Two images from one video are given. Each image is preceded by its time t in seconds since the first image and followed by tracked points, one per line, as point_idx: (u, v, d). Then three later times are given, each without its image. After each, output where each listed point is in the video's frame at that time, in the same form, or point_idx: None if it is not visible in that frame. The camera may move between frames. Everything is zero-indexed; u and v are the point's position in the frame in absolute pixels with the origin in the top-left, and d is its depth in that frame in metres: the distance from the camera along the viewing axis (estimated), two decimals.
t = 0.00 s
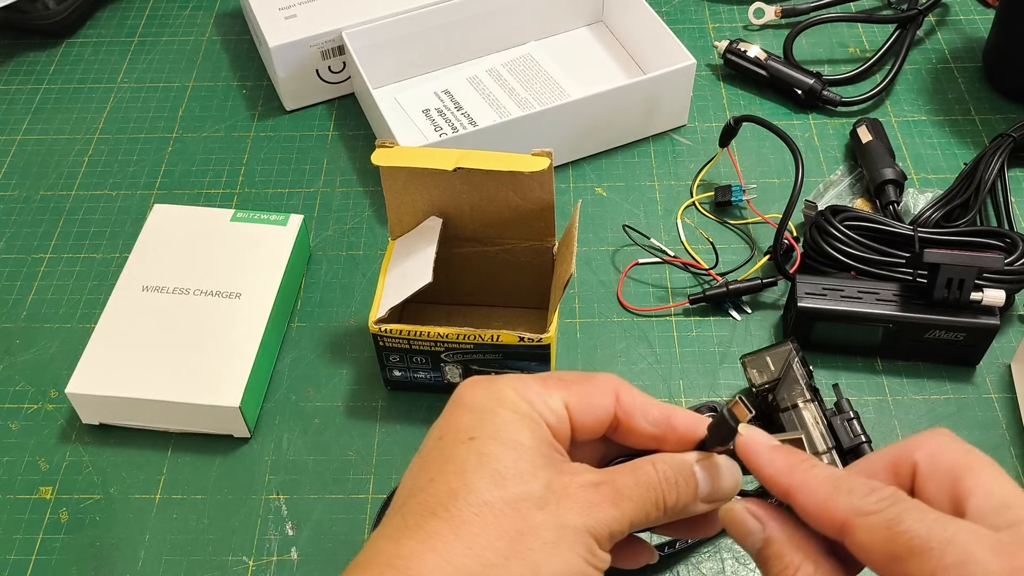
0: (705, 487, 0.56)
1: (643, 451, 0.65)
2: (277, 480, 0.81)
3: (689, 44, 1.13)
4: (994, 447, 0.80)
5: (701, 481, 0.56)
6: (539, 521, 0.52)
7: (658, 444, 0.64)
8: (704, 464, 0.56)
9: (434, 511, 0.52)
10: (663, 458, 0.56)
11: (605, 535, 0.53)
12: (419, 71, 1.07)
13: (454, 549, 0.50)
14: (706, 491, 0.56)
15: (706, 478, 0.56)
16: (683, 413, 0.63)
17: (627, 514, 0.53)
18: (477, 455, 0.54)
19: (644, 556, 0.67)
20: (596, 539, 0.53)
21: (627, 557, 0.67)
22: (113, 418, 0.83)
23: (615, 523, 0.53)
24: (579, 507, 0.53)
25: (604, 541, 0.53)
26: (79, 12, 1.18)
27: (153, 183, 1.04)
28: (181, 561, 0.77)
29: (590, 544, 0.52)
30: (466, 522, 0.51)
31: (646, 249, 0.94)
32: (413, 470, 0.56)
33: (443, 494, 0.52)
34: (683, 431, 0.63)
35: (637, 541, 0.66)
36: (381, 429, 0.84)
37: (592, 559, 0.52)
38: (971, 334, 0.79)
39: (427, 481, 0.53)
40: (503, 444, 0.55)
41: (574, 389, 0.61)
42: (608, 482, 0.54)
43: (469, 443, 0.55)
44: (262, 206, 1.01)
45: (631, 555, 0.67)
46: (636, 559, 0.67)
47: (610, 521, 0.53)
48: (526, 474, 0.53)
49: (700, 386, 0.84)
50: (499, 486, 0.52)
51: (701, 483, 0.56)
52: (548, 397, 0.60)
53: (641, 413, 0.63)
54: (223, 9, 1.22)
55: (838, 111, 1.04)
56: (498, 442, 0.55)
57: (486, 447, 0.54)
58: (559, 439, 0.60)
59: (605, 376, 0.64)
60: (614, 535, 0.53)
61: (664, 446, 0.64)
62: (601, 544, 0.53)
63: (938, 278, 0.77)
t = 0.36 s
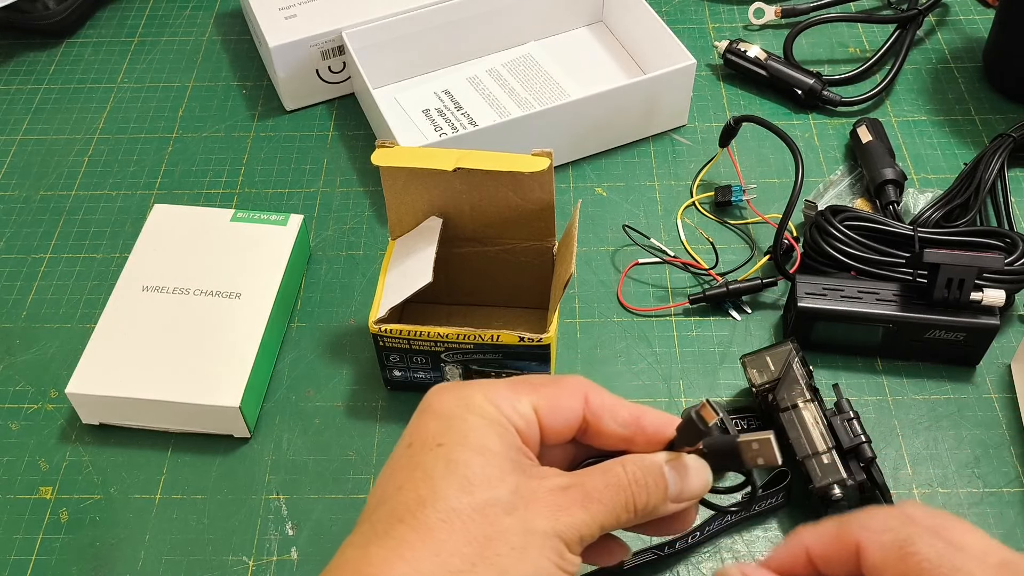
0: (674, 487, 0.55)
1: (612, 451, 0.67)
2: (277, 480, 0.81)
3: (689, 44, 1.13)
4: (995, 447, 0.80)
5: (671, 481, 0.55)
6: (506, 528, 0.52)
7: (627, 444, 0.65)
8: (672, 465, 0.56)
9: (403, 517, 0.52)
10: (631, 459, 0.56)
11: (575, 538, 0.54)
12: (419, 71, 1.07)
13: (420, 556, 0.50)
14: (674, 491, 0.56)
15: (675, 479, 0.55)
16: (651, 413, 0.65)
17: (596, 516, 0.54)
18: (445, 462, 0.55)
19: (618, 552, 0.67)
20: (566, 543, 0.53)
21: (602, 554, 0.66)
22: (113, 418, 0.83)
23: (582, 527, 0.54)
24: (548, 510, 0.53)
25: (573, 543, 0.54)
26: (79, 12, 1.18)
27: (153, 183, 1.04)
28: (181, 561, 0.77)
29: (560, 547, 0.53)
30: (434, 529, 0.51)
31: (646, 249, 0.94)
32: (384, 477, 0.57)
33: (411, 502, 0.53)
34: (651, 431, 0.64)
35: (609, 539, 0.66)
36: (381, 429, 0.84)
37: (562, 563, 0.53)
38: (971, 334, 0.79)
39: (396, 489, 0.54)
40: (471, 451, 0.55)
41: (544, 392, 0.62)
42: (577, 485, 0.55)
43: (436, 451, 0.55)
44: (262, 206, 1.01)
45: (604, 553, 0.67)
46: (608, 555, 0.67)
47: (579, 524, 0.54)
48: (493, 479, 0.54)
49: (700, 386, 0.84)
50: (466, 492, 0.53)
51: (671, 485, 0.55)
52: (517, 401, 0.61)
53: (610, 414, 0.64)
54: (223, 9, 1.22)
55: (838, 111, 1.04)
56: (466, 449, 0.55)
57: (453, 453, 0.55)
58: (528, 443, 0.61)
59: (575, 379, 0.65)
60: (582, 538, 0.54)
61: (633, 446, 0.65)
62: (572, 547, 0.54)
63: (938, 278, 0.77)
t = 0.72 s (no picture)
0: (570, 417, 0.58)
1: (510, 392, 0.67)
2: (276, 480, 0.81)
3: (689, 44, 1.13)
4: (995, 447, 0.80)
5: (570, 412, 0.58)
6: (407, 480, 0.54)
7: (520, 379, 0.65)
8: (567, 396, 0.59)
9: (304, 479, 0.53)
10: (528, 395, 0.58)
11: (475, 478, 0.55)
12: (419, 71, 1.07)
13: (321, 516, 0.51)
14: (570, 421, 0.58)
15: (570, 408, 0.58)
16: (538, 345, 0.65)
17: (494, 455, 0.56)
18: (338, 421, 0.55)
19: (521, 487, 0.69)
20: (466, 483, 0.55)
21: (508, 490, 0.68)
22: (113, 418, 0.83)
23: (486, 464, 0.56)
24: (444, 454, 0.55)
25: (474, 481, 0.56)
26: (79, 12, 1.18)
27: (153, 183, 1.04)
28: (181, 561, 0.77)
29: (460, 487, 0.55)
30: (331, 488, 0.52)
31: (647, 249, 0.94)
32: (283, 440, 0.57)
33: (309, 465, 0.53)
34: (541, 362, 0.64)
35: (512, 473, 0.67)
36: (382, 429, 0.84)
37: (464, 501, 0.55)
38: (971, 334, 0.79)
39: (294, 453, 0.55)
40: (362, 407, 0.56)
41: (429, 341, 0.62)
42: (473, 429, 0.56)
43: (329, 411, 0.55)
44: (262, 206, 1.01)
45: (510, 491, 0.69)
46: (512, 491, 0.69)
47: (476, 465, 0.55)
48: (388, 431, 0.55)
49: (700, 386, 0.84)
50: (362, 448, 0.54)
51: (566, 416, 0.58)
52: (404, 352, 0.60)
53: (497, 351, 0.64)
54: (223, 9, 1.22)
55: (838, 111, 1.04)
56: (358, 407, 0.56)
57: (346, 412, 0.55)
58: (421, 392, 0.61)
59: (462, 324, 0.65)
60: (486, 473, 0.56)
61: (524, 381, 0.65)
62: (473, 486, 0.56)
63: (938, 278, 0.77)
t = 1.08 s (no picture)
0: (509, 280, 0.60)
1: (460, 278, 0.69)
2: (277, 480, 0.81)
3: (689, 44, 1.13)
4: (995, 447, 0.80)
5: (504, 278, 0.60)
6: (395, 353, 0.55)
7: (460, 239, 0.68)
8: (502, 263, 0.60)
9: (295, 355, 0.53)
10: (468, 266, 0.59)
11: (448, 349, 0.58)
12: (419, 71, 1.07)
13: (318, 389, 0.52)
14: (510, 286, 0.60)
15: (506, 274, 0.60)
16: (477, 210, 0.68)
17: (458, 325, 0.57)
18: (323, 296, 0.55)
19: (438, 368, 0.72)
20: (442, 355, 0.57)
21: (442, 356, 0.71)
22: (114, 418, 0.83)
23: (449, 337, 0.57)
24: (422, 330, 0.56)
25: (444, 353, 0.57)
26: (78, 12, 1.18)
27: (153, 183, 1.04)
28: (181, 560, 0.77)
29: (438, 361, 0.57)
30: (328, 362, 0.53)
31: (647, 249, 0.94)
32: (255, 323, 0.56)
33: (299, 343, 0.53)
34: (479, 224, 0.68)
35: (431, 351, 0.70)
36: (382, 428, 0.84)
37: (442, 373, 0.57)
38: (971, 334, 0.79)
39: (280, 331, 0.54)
40: (345, 282, 0.56)
41: (384, 208, 0.63)
42: (437, 302, 0.57)
43: (315, 287, 0.56)
44: (261, 206, 1.01)
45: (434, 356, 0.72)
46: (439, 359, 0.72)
47: (449, 337, 0.57)
48: (374, 307, 0.56)
49: (700, 386, 0.85)
50: (353, 322, 0.54)
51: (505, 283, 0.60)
52: (367, 222, 0.62)
53: (444, 216, 0.66)
54: (223, 9, 1.22)
55: (838, 111, 1.04)
56: (341, 281, 0.56)
57: (331, 288, 0.56)
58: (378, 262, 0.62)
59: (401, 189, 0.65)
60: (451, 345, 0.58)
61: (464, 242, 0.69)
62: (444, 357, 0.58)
63: (938, 278, 0.77)
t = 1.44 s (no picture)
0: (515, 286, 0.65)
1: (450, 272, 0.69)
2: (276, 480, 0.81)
3: (689, 44, 1.13)
4: (995, 447, 0.80)
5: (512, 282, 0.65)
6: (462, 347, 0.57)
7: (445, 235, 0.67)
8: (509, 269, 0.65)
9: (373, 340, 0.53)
10: (481, 268, 0.63)
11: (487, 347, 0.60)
12: (419, 71, 1.07)
13: (401, 376, 0.53)
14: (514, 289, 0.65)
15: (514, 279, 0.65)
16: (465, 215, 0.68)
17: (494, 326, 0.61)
18: (396, 282, 0.56)
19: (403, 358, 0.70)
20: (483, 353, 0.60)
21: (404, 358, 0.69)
22: (114, 418, 0.83)
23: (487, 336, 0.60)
24: (474, 326, 0.59)
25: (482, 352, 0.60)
26: (79, 12, 1.18)
27: (153, 183, 1.04)
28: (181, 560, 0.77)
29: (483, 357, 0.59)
30: (403, 348, 0.54)
31: (646, 249, 0.94)
32: (320, 296, 0.55)
33: (381, 325, 0.54)
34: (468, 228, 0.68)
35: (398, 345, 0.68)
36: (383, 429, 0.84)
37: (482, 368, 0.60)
38: (971, 334, 0.79)
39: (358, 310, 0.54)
40: (411, 269, 0.57)
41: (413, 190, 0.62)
42: (478, 303, 0.60)
43: (390, 271, 0.56)
44: (261, 206, 1.01)
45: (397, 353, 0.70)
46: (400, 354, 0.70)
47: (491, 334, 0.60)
48: (437, 297, 0.57)
49: (700, 386, 0.85)
50: (429, 311, 0.56)
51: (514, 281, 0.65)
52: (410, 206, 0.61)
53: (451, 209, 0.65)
54: (223, 9, 1.22)
55: (838, 111, 1.04)
56: (405, 268, 0.57)
57: (407, 274, 0.56)
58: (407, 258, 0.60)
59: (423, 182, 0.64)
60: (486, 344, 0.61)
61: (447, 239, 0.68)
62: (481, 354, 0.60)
63: (938, 278, 0.77)
